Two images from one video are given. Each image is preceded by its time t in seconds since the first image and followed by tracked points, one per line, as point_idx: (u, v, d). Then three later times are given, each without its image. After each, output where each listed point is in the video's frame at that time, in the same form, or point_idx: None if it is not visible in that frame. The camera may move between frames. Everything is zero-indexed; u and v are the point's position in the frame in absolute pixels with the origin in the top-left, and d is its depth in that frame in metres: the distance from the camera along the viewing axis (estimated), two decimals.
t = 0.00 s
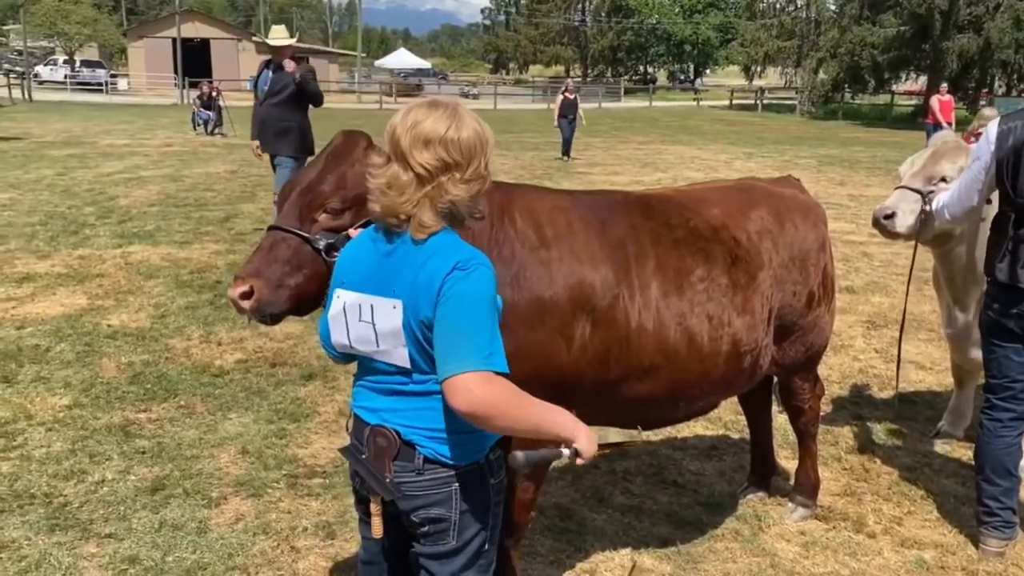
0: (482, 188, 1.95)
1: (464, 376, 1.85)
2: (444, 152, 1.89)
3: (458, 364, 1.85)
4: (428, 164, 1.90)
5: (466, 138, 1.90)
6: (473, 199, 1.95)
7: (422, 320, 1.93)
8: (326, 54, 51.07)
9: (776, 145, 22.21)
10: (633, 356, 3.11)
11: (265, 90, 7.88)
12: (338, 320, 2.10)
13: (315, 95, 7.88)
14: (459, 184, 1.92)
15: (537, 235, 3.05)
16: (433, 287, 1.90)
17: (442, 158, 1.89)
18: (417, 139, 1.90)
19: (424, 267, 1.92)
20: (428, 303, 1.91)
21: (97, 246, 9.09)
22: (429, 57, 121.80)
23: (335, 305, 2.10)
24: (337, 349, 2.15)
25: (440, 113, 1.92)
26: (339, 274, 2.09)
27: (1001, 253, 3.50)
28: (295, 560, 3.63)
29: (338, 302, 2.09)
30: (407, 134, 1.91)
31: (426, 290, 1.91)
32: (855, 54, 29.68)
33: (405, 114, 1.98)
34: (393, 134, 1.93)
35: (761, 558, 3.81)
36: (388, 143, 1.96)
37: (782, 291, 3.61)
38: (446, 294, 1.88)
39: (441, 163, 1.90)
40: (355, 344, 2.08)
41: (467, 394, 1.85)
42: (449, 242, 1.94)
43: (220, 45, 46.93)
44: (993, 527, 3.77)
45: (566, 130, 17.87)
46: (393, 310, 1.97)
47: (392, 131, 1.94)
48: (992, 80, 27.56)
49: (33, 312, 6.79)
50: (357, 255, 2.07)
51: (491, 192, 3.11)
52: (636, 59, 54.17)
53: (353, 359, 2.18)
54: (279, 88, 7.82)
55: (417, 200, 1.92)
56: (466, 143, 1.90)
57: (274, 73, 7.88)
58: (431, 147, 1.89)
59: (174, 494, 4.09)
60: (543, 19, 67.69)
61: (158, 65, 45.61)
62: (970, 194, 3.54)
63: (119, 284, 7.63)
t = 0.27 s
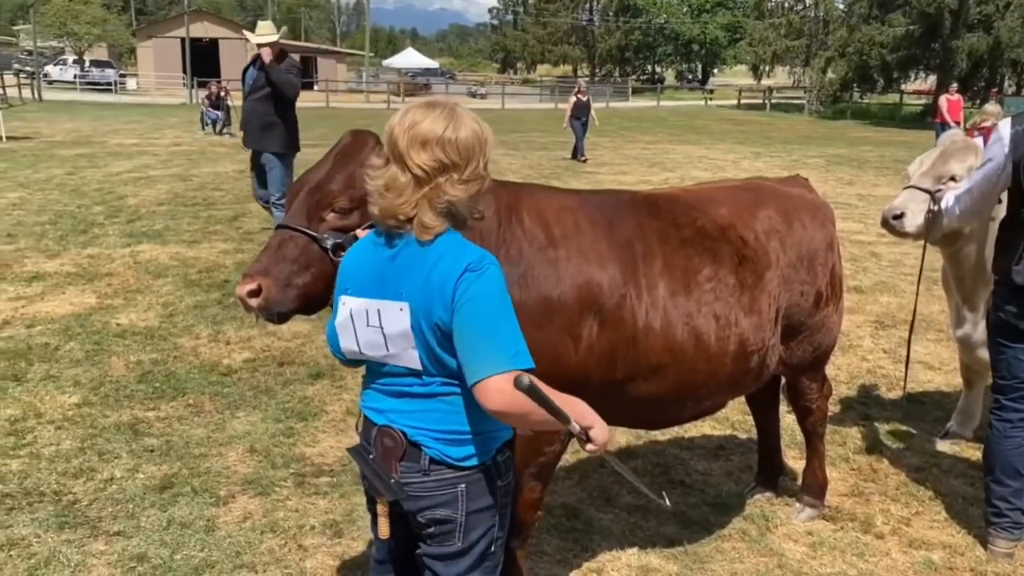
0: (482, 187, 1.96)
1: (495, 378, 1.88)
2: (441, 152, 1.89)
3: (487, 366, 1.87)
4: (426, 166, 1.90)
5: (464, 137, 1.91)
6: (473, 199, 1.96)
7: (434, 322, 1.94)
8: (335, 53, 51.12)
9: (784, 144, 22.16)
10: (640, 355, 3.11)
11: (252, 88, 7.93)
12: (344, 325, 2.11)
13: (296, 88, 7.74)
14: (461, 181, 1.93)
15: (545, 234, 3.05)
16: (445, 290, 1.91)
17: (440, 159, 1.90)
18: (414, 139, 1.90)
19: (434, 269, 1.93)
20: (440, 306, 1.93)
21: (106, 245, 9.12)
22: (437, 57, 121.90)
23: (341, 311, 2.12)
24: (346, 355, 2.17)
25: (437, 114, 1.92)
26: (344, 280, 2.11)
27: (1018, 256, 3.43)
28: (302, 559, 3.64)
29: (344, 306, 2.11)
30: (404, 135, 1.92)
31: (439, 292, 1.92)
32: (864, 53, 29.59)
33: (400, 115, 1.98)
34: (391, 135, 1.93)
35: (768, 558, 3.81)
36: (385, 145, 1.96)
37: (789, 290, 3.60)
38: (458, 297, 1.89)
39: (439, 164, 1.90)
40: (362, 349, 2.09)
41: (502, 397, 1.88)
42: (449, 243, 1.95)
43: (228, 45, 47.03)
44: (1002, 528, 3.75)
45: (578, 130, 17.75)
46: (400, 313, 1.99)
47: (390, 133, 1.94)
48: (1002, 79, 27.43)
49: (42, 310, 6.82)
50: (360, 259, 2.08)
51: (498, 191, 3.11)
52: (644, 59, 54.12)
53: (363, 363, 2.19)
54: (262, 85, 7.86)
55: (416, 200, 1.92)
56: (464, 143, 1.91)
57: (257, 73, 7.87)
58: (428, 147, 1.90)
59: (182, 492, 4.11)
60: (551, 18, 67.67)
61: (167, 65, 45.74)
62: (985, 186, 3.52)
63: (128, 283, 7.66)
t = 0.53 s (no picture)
0: (484, 187, 1.96)
1: (552, 358, 1.91)
2: (440, 152, 1.90)
3: (536, 352, 1.89)
4: (425, 166, 1.91)
5: (464, 137, 1.91)
6: (475, 199, 1.97)
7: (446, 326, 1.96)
8: (340, 53, 51.15)
9: (790, 144, 22.10)
10: (645, 355, 3.11)
11: (234, 86, 7.90)
12: (346, 327, 2.10)
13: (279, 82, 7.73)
14: (462, 180, 1.93)
15: (550, 233, 3.05)
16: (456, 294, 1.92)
17: (439, 158, 1.91)
18: (415, 139, 1.91)
19: (445, 275, 1.94)
20: (456, 313, 1.94)
21: (112, 245, 9.14)
22: (442, 56, 121.92)
23: (342, 312, 2.11)
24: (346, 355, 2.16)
25: (438, 113, 1.93)
26: (344, 279, 2.09)
27: None
28: (307, 557, 3.65)
29: (344, 308, 2.09)
30: (403, 135, 1.93)
31: (456, 298, 1.93)
32: (870, 52, 29.50)
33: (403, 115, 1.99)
34: (392, 135, 1.94)
35: (773, 558, 3.80)
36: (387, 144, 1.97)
37: (795, 290, 3.59)
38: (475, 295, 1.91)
39: (439, 165, 1.91)
40: (365, 351, 2.09)
41: (567, 368, 1.91)
42: (457, 247, 1.96)
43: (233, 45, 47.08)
44: (1008, 528, 3.75)
45: (590, 131, 17.64)
46: (407, 317, 1.99)
47: (390, 133, 1.96)
48: (1009, 78, 27.32)
49: (49, 310, 6.84)
50: (362, 260, 2.08)
51: (503, 190, 3.12)
52: (649, 58, 54.05)
53: (364, 364, 2.19)
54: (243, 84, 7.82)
55: (416, 201, 1.93)
56: (465, 142, 1.91)
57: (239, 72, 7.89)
58: (427, 147, 1.90)
59: (188, 491, 4.12)
60: (555, 17, 67.64)
61: (173, 65, 45.81)
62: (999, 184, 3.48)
63: (134, 283, 7.68)
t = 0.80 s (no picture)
0: (480, 188, 1.94)
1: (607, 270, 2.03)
2: (434, 153, 1.89)
3: (595, 273, 2.00)
4: (421, 169, 1.90)
5: (460, 138, 1.90)
6: (474, 200, 1.95)
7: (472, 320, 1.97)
8: (343, 53, 51.20)
9: (793, 143, 22.09)
10: (649, 355, 3.11)
11: (215, 89, 7.99)
12: (353, 339, 2.04)
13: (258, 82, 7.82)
14: (457, 181, 1.92)
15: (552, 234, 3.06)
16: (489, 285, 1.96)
17: (432, 159, 1.90)
18: (408, 138, 1.91)
19: (470, 270, 1.96)
20: (487, 302, 1.97)
21: (117, 244, 9.16)
22: (446, 56, 121.98)
23: (348, 326, 2.04)
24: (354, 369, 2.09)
25: (432, 113, 1.92)
26: (346, 291, 2.03)
27: None
28: (311, 556, 3.65)
29: (351, 320, 2.03)
30: (396, 133, 1.93)
31: (491, 284, 1.97)
32: (874, 52, 29.49)
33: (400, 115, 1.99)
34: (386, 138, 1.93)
35: (776, 558, 3.80)
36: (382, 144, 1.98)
37: (798, 290, 3.59)
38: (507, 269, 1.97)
39: (435, 166, 1.90)
40: (376, 362, 2.03)
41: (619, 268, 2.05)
42: (473, 248, 1.97)
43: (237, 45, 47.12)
44: (1011, 528, 3.74)
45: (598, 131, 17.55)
46: (429, 323, 1.97)
47: (385, 133, 1.96)
48: (1014, 77, 27.27)
49: (53, 309, 6.86)
50: (365, 269, 2.01)
51: (505, 190, 3.11)
52: (653, 58, 54.06)
53: (368, 377, 2.13)
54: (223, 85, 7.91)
55: (411, 206, 1.92)
56: (460, 143, 1.90)
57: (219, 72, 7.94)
58: (422, 149, 1.90)
59: (191, 490, 4.13)
60: (559, 17, 67.63)
61: (177, 64, 45.87)
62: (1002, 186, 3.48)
63: (138, 282, 7.70)
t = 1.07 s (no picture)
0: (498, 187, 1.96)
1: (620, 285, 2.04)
2: (470, 155, 1.88)
3: (606, 284, 2.01)
4: (458, 171, 1.87)
5: (481, 138, 1.90)
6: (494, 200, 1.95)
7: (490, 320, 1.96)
8: (345, 53, 51.23)
9: (795, 143, 22.09)
10: (650, 355, 3.11)
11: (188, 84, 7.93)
12: (362, 344, 1.99)
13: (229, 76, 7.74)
14: (487, 185, 1.93)
15: (554, 233, 3.06)
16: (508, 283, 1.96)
17: (470, 161, 1.88)
18: (444, 146, 1.86)
19: (489, 272, 1.95)
20: (504, 303, 1.96)
21: (118, 244, 9.17)
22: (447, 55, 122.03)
23: (355, 329, 2.00)
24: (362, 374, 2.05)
25: (450, 118, 1.90)
26: (352, 293, 1.98)
27: None
28: (312, 555, 3.66)
29: (359, 324, 1.98)
30: (429, 144, 1.87)
31: (509, 286, 1.96)
32: (876, 51, 29.49)
33: (395, 124, 1.93)
34: (407, 143, 1.87)
35: (777, 558, 3.80)
36: (396, 155, 1.90)
37: (799, 289, 3.59)
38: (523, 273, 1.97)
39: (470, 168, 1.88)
40: (387, 366, 2.00)
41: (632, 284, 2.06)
42: (491, 251, 1.97)
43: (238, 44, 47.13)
44: (1013, 528, 3.73)
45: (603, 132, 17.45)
46: (444, 324, 1.94)
47: (405, 144, 1.88)
48: (1015, 76, 27.25)
49: (55, 308, 6.87)
50: (373, 270, 1.97)
51: (508, 189, 3.11)
52: (654, 57, 54.05)
53: (373, 381, 2.09)
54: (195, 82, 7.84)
55: (449, 209, 1.89)
56: (482, 143, 1.90)
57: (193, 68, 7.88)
58: (458, 152, 1.87)
59: (192, 489, 4.13)
60: (560, 16, 67.63)
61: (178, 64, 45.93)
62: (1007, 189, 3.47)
63: (140, 282, 7.70)
